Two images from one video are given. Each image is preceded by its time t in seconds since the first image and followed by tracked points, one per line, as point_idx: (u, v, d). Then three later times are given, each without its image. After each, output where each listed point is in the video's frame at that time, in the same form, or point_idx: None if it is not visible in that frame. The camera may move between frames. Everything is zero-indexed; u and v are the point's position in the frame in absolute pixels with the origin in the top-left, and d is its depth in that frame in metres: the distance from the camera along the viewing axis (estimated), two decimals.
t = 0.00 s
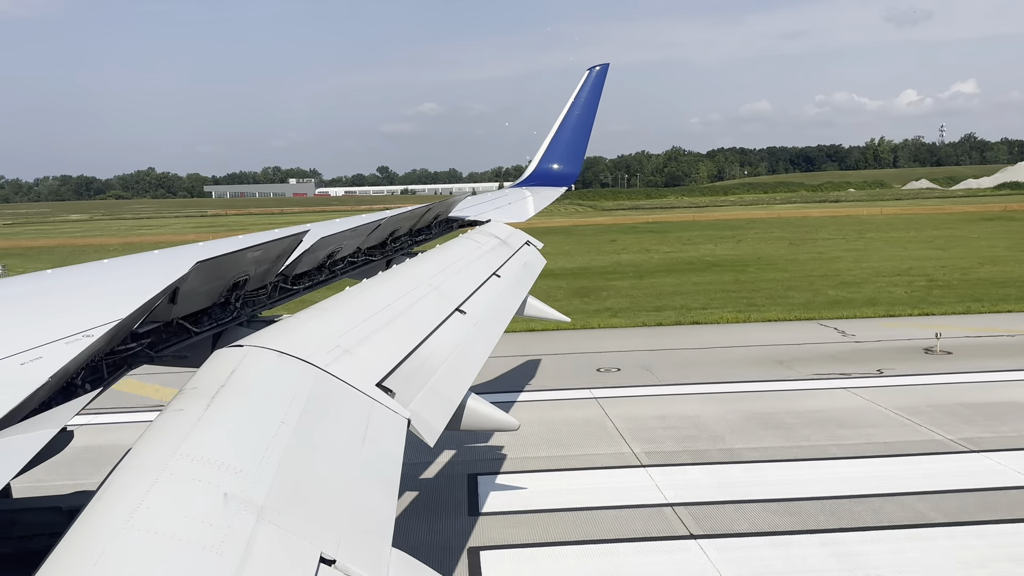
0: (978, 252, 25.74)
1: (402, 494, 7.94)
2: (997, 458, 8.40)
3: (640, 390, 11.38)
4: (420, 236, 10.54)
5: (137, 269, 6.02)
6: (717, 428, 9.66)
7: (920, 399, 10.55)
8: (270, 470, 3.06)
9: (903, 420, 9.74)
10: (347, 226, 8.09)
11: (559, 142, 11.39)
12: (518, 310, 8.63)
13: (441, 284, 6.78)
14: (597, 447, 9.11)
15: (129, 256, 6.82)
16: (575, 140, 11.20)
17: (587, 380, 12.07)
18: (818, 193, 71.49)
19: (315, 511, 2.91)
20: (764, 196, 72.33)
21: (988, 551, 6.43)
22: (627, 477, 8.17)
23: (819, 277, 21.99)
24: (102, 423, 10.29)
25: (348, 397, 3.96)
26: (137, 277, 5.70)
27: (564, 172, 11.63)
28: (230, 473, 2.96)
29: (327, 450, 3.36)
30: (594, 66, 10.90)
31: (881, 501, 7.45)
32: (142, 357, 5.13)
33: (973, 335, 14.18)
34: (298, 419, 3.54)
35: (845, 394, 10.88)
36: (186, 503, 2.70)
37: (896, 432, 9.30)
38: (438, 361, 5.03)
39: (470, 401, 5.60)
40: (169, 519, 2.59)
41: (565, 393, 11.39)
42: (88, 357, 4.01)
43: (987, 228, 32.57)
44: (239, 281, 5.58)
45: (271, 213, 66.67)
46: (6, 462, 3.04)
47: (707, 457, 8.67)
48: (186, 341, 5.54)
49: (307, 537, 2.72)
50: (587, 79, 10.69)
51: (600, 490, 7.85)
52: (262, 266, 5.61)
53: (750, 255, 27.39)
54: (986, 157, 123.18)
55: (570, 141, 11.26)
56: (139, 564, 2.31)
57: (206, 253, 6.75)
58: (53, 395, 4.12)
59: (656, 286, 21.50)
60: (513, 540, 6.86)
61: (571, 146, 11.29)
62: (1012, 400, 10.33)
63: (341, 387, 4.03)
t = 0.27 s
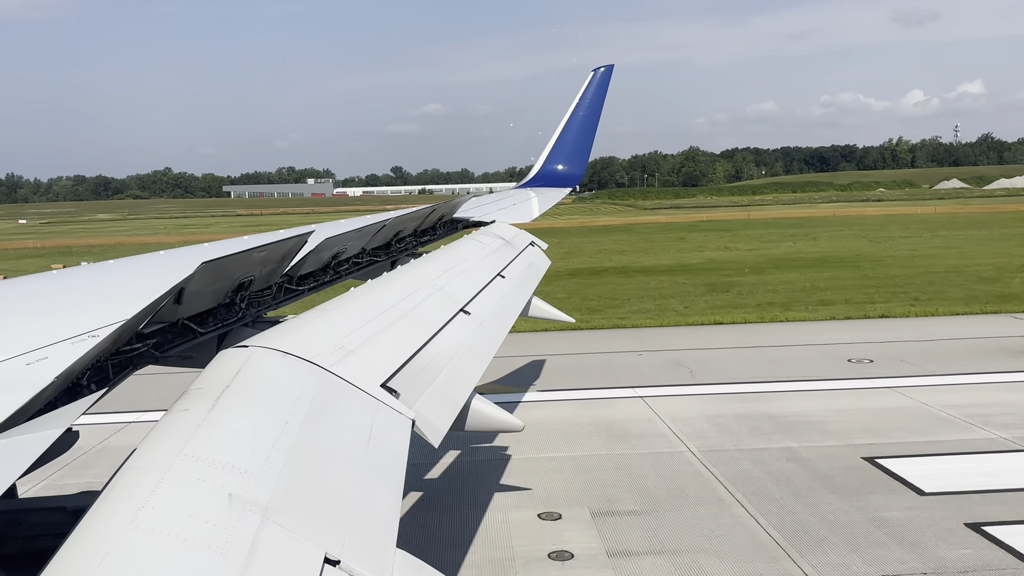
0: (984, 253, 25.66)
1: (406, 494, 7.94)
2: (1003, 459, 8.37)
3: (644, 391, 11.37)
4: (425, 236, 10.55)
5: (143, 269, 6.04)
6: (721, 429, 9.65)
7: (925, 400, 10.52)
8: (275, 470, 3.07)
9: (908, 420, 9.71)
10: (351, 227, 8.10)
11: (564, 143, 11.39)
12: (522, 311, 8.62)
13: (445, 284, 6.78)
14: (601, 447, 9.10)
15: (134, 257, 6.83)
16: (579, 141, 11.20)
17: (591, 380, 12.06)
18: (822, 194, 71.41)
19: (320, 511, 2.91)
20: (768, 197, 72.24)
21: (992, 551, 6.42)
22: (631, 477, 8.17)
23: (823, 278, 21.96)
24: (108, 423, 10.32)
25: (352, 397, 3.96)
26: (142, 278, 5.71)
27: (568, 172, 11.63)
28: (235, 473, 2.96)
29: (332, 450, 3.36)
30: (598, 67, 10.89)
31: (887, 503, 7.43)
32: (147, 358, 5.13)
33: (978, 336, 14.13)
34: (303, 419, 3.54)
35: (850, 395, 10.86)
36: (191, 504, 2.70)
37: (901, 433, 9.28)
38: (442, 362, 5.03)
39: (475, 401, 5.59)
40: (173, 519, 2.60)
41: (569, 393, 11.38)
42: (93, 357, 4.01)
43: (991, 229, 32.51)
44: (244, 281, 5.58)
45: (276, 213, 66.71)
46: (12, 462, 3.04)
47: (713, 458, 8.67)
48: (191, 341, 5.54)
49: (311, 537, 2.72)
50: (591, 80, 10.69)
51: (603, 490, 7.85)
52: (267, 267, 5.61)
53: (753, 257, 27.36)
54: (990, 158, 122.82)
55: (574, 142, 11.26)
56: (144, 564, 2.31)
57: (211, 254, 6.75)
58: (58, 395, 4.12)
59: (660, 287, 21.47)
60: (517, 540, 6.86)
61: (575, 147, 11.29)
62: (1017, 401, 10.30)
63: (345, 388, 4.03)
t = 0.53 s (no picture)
0: (990, 254, 25.57)
1: (412, 495, 7.95)
2: (1008, 461, 8.35)
3: (649, 391, 11.36)
4: (430, 237, 10.57)
5: (149, 270, 6.07)
6: (726, 430, 9.64)
7: (931, 401, 10.48)
8: (281, 470, 3.08)
9: (913, 422, 9.68)
10: (357, 227, 8.11)
11: (569, 144, 11.40)
12: (527, 312, 8.63)
13: (450, 285, 6.79)
14: (606, 448, 9.10)
15: (141, 257, 6.86)
16: (584, 141, 11.21)
17: (596, 381, 12.06)
18: (828, 195, 71.26)
19: (325, 510, 2.92)
20: (774, 198, 72.12)
21: (1000, 552, 6.41)
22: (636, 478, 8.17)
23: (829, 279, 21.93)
24: (114, 423, 10.36)
25: (358, 398, 3.97)
26: (149, 278, 5.73)
27: (574, 173, 11.64)
28: (241, 473, 2.97)
29: (338, 451, 3.37)
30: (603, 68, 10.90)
31: (894, 505, 7.41)
32: (154, 358, 5.15)
33: (985, 337, 14.09)
34: (309, 419, 3.55)
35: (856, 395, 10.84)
36: (198, 504, 2.71)
37: (907, 434, 9.26)
38: (448, 363, 5.03)
39: (480, 402, 5.60)
40: (180, 519, 2.61)
41: (574, 394, 11.38)
42: (100, 358, 4.03)
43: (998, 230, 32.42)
44: (250, 282, 5.60)
45: (282, 214, 66.83)
46: (19, 462, 3.06)
47: (718, 458, 8.66)
48: (197, 341, 5.56)
49: (316, 537, 2.73)
50: (596, 81, 10.69)
51: (607, 491, 7.85)
52: (273, 267, 5.62)
53: (759, 258, 27.30)
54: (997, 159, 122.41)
55: (579, 142, 11.27)
56: (151, 564, 2.32)
57: (217, 254, 6.77)
58: (65, 395, 4.14)
59: (666, 288, 21.46)
60: (521, 540, 6.87)
61: (580, 147, 11.30)
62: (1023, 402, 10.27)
63: (351, 388, 4.04)
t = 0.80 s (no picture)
0: (1000, 254, 25.43)
1: (417, 495, 7.95)
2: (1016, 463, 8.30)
3: (655, 392, 11.34)
4: (436, 238, 10.57)
5: (156, 270, 6.08)
6: (732, 430, 9.62)
7: (939, 402, 10.44)
8: (287, 471, 3.08)
9: (920, 423, 9.65)
10: (363, 227, 8.11)
11: (575, 144, 11.39)
12: (533, 312, 8.63)
13: (456, 286, 6.78)
14: (613, 449, 9.08)
15: (148, 257, 6.89)
16: (590, 142, 11.21)
17: (602, 381, 12.05)
18: (836, 195, 71.04)
19: (330, 511, 2.92)
20: (782, 198, 71.94)
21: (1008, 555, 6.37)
22: (642, 479, 8.15)
23: (836, 279, 21.82)
24: (121, 423, 10.39)
25: (364, 398, 3.97)
26: (156, 278, 5.75)
27: (580, 174, 11.63)
28: (247, 473, 2.98)
29: (342, 451, 3.37)
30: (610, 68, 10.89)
31: (902, 506, 7.37)
32: (160, 358, 5.16)
33: (993, 337, 14.03)
34: (315, 419, 3.55)
35: (863, 397, 10.79)
36: (203, 504, 2.71)
37: (914, 435, 9.23)
38: (454, 363, 5.03)
39: (486, 403, 5.59)
40: (185, 519, 2.61)
41: (580, 394, 11.36)
42: (107, 358, 4.04)
43: (1007, 231, 32.25)
44: (257, 282, 5.61)
45: (290, 215, 66.97)
46: (27, 461, 3.06)
47: (724, 459, 8.65)
48: (204, 341, 5.58)
49: (322, 538, 2.73)
50: (603, 81, 10.68)
51: (614, 491, 7.84)
52: (279, 268, 5.63)
53: (766, 258, 27.24)
54: (1007, 159, 121.82)
55: (585, 143, 11.25)
56: (156, 564, 2.33)
57: (224, 254, 6.79)
58: (72, 394, 4.14)
59: (673, 288, 21.42)
60: (526, 540, 6.88)
61: (586, 148, 11.29)
62: None
63: (357, 388, 4.04)
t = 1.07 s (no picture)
0: (1008, 255, 25.30)
1: (423, 496, 7.95)
2: None
3: (661, 393, 11.32)
4: (442, 239, 10.58)
5: (162, 271, 6.10)
6: (738, 431, 9.60)
7: (947, 403, 10.39)
8: (293, 471, 3.08)
9: (927, 423, 9.61)
10: (369, 228, 8.12)
11: (581, 145, 11.38)
12: (538, 313, 8.62)
13: (462, 286, 6.78)
14: (618, 450, 9.07)
15: (155, 258, 6.91)
16: (596, 143, 11.19)
17: (608, 382, 12.03)
18: (843, 196, 70.84)
19: (336, 512, 2.92)
20: (789, 199, 71.73)
21: (1017, 557, 6.34)
22: (648, 480, 8.14)
23: (843, 280, 21.75)
24: (128, 423, 10.43)
25: (369, 399, 3.97)
26: (163, 279, 5.76)
27: (586, 174, 11.62)
28: (252, 473, 2.98)
29: (348, 451, 3.37)
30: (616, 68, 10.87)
31: (909, 507, 7.35)
32: (166, 358, 5.17)
33: (1002, 338, 13.96)
34: (321, 419, 3.56)
35: (870, 398, 10.76)
36: (209, 504, 2.71)
37: (921, 436, 9.19)
38: (459, 364, 5.03)
39: (491, 404, 5.58)
40: (191, 519, 2.61)
41: (586, 395, 11.36)
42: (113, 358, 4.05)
43: (1016, 232, 32.08)
44: (263, 283, 5.61)
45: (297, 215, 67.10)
46: (33, 462, 3.07)
47: (730, 460, 8.64)
48: (210, 342, 5.59)
49: (327, 538, 2.74)
50: (609, 81, 10.66)
51: (619, 492, 7.83)
52: (285, 268, 5.64)
53: (772, 259, 27.17)
54: (1015, 160, 121.24)
55: (591, 143, 11.24)
56: (162, 564, 2.33)
57: (231, 255, 6.80)
58: (79, 395, 4.15)
59: (679, 289, 21.39)
60: (531, 540, 6.88)
61: (592, 148, 11.28)
62: None
63: (362, 389, 4.04)
